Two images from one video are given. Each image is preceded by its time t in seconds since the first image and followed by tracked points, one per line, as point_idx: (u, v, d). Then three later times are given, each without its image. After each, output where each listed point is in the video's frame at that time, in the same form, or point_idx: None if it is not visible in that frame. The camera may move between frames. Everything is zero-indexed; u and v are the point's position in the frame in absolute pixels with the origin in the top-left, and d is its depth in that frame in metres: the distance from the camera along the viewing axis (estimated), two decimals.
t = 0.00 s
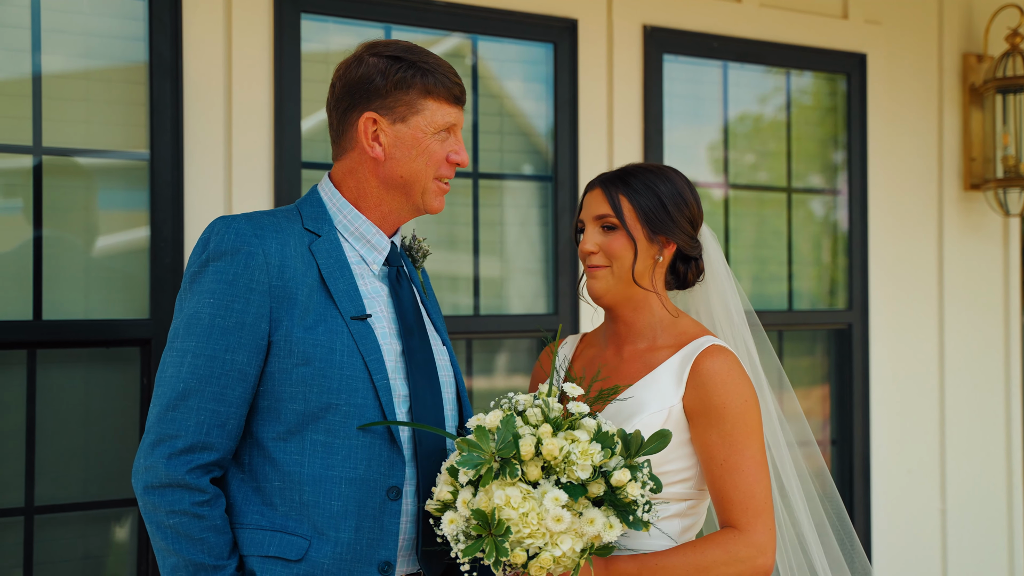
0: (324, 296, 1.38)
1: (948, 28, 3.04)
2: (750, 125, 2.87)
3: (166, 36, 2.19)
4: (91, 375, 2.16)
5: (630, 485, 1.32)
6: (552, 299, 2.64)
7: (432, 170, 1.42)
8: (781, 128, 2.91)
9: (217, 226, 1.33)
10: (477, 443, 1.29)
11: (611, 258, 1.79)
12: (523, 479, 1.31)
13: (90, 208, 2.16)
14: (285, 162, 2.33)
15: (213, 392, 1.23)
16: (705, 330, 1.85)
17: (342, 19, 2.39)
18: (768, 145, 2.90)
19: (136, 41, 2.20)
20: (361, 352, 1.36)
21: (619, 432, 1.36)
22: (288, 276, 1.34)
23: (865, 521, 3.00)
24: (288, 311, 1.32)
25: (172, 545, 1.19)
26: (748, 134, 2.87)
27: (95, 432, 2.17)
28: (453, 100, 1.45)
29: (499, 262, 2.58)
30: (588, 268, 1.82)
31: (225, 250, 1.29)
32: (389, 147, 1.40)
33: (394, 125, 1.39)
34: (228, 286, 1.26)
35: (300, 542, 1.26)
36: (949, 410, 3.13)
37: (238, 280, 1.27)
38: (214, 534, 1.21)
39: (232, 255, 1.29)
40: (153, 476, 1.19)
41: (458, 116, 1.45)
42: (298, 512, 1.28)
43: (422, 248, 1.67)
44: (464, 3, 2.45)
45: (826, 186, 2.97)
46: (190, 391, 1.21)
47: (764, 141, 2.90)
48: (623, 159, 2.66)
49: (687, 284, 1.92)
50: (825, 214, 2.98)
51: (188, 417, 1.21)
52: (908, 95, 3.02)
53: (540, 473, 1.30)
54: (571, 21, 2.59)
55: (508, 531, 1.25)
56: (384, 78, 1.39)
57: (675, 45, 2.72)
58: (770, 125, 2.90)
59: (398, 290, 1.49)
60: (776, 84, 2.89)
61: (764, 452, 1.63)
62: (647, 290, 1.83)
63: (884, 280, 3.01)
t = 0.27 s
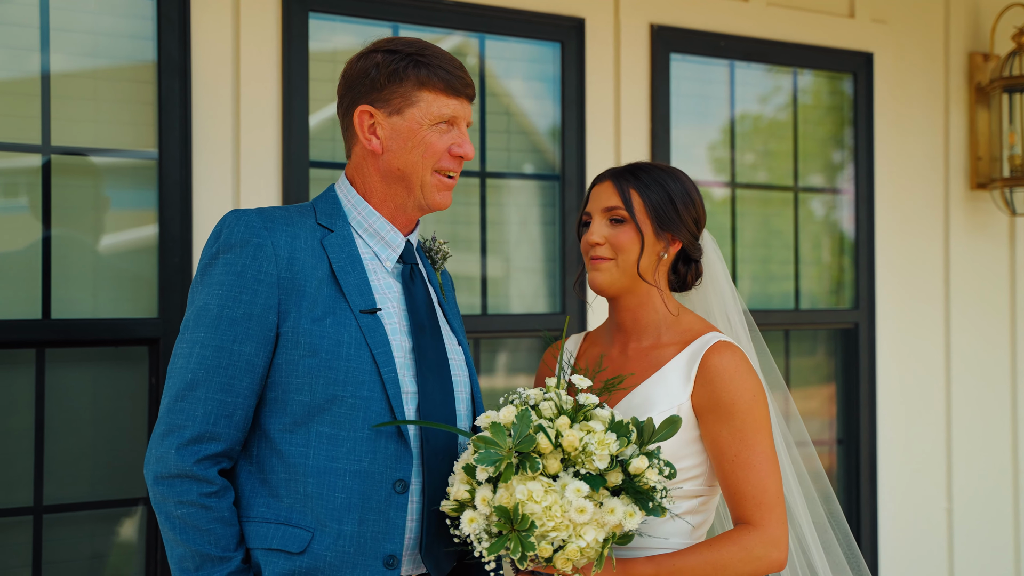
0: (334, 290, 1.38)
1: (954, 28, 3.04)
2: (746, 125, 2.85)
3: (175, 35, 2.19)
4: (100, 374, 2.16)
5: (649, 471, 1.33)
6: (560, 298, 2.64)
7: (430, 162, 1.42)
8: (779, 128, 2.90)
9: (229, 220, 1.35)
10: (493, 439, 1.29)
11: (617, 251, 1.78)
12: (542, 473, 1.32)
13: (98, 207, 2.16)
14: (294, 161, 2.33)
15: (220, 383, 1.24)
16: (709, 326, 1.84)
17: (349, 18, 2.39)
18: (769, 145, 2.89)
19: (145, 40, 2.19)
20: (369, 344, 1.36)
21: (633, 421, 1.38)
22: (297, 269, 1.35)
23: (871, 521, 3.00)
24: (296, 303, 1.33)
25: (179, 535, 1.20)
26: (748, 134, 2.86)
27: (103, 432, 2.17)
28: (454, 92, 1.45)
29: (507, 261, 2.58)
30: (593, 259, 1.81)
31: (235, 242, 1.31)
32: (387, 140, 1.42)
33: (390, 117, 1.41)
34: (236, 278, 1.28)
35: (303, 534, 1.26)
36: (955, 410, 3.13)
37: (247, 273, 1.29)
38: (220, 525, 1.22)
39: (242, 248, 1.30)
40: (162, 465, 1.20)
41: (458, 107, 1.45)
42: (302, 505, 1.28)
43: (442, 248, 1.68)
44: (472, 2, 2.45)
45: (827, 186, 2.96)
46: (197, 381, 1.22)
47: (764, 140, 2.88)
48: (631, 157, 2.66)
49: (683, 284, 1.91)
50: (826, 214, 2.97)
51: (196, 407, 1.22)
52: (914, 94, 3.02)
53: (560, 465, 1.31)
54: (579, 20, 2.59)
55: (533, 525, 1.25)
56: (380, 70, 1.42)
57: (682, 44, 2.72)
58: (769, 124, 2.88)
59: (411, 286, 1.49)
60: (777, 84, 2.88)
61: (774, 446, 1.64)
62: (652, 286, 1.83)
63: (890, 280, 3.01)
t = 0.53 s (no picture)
0: (343, 287, 1.39)
1: (960, 27, 3.04)
2: (747, 125, 2.85)
3: (185, 35, 2.20)
4: (110, 373, 2.17)
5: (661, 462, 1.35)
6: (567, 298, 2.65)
7: (420, 153, 1.42)
8: (784, 129, 2.90)
9: (238, 219, 1.35)
10: (505, 437, 1.29)
11: (638, 254, 1.78)
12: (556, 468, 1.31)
13: (109, 207, 2.16)
14: (303, 161, 2.34)
15: (230, 381, 1.24)
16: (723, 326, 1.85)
17: (358, 18, 2.39)
18: (769, 145, 2.88)
19: (154, 39, 2.20)
20: (379, 341, 1.36)
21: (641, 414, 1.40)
22: (306, 267, 1.35)
23: (878, 520, 3.00)
24: (305, 300, 1.33)
25: (190, 535, 1.20)
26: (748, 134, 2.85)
27: (113, 431, 2.17)
28: (444, 84, 1.45)
29: (515, 260, 2.59)
30: (613, 265, 1.79)
31: (243, 241, 1.31)
32: (379, 134, 1.44)
33: (381, 111, 1.43)
34: (245, 276, 1.28)
35: (315, 531, 1.26)
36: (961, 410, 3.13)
37: (255, 271, 1.29)
38: (231, 525, 1.21)
39: (250, 247, 1.31)
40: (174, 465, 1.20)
41: (448, 99, 1.44)
42: (314, 502, 1.28)
43: (451, 246, 1.68)
44: (480, 2, 2.46)
45: (827, 186, 2.95)
46: (207, 380, 1.22)
47: (764, 141, 2.88)
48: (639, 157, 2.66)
49: (689, 277, 1.94)
50: (827, 214, 2.96)
51: (206, 406, 1.22)
52: (921, 94, 3.02)
53: (573, 459, 1.31)
54: (587, 20, 2.59)
55: (549, 520, 1.25)
56: (371, 65, 1.44)
57: (689, 44, 2.72)
58: (770, 125, 2.88)
59: (419, 283, 1.50)
60: (778, 84, 2.88)
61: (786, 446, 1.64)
62: (669, 285, 1.85)
63: (896, 280, 3.01)
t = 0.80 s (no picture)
0: (352, 288, 1.40)
1: (964, 28, 3.04)
2: (751, 125, 2.86)
3: (194, 36, 2.21)
4: (121, 373, 2.18)
5: (670, 450, 1.37)
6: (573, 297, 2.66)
7: (407, 152, 1.45)
8: (787, 131, 2.91)
9: (244, 222, 1.36)
10: (516, 436, 1.32)
11: (668, 257, 1.77)
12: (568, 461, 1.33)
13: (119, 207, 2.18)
14: (311, 162, 2.35)
15: (244, 384, 1.24)
16: (729, 326, 1.87)
17: (365, 19, 2.40)
18: (769, 146, 2.89)
19: (163, 41, 2.21)
20: (389, 340, 1.38)
21: (648, 405, 1.43)
22: (314, 269, 1.36)
23: (881, 519, 3.02)
24: (315, 302, 1.35)
25: (207, 540, 1.20)
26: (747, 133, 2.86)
27: (123, 430, 2.19)
28: (436, 84, 1.47)
29: (521, 260, 2.60)
30: (645, 270, 1.77)
31: (251, 244, 1.32)
32: (371, 132, 1.47)
33: (373, 110, 1.47)
34: (256, 279, 1.29)
35: (334, 531, 1.27)
36: (965, 409, 3.14)
37: (265, 273, 1.30)
38: (248, 528, 1.22)
39: (258, 249, 1.32)
40: (189, 470, 1.20)
41: (438, 99, 1.46)
42: (331, 501, 1.29)
43: (450, 244, 1.71)
44: (487, 4, 2.47)
45: (827, 186, 2.96)
46: (221, 383, 1.23)
47: (763, 140, 2.88)
48: (644, 157, 2.67)
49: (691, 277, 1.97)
50: (827, 214, 2.97)
51: (220, 410, 1.22)
52: (924, 95, 3.03)
53: (584, 451, 1.33)
54: (592, 22, 2.61)
55: (565, 512, 1.26)
56: (367, 65, 1.47)
57: (694, 45, 2.73)
58: (770, 125, 2.88)
59: (424, 282, 1.52)
60: (779, 84, 2.88)
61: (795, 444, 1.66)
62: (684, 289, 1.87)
63: (900, 281, 3.02)
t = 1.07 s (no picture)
0: (348, 281, 1.44)
1: (958, 28, 3.09)
2: (748, 124, 2.89)
3: (198, 35, 2.25)
4: (127, 366, 2.22)
5: (675, 439, 1.43)
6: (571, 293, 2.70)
7: (401, 147, 1.49)
8: (783, 130, 2.94)
9: (242, 215, 1.40)
10: (525, 426, 1.35)
11: (668, 251, 1.81)
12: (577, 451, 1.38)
13: (125, 203, 2.22)
14: (314, 160, 2.39)
15: (242, 373, 1.28)
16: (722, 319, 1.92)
17: (367, 18, 2.44)
18: (765, 146, 2.93)
19: (168, 40, 2.24)
20: (384, 332, 1.42)
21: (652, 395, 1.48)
22: (311, 262, 1.40)
23: (875, 512, 3.06)
24: (312, 293, 1.39)
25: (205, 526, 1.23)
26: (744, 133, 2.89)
27: (129, 423, 2.22)
28: (430, 81, 1.50)
29: (521, 256, 2.65)
30: (645, 261, 1.80)
31: (250, 236, 1.36)
32: (368, 128, 1.51)
33: (370, 106, 1.50)
34: (254, 271, 1.33)
35: (330, 518, 1.31)
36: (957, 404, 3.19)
37: (262, 265, 1.34)
38: (246, 515, 1.26)
39: (255, 242, 1.35)
40: (188, 458, 1.24)
41: (432, 95, 1.49)
42: (327, 489, 1.33)
43: (444, 237, 1.74)
44: (487, 3, 2.51)
45: (824, 185, 3.00)
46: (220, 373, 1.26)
47: (760, 141, 2.92)
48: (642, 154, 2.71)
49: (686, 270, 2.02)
50: (824, 214, 3.01)
51: (219, 399, 1.26)
52: (919, 94, 3.06)
53: (593, 441, 1.38)
54: (591, 21, 2.65)
55: (576, 501, 1.32)
56: (365, 62, 1.51)
57: (692, 44, 2.77)
58: (766, 125, 2.92)
59: (418, 274, 1.56)
60: (776, 85, 2.92)
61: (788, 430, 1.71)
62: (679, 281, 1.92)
63: (894, 278, 3.06)
